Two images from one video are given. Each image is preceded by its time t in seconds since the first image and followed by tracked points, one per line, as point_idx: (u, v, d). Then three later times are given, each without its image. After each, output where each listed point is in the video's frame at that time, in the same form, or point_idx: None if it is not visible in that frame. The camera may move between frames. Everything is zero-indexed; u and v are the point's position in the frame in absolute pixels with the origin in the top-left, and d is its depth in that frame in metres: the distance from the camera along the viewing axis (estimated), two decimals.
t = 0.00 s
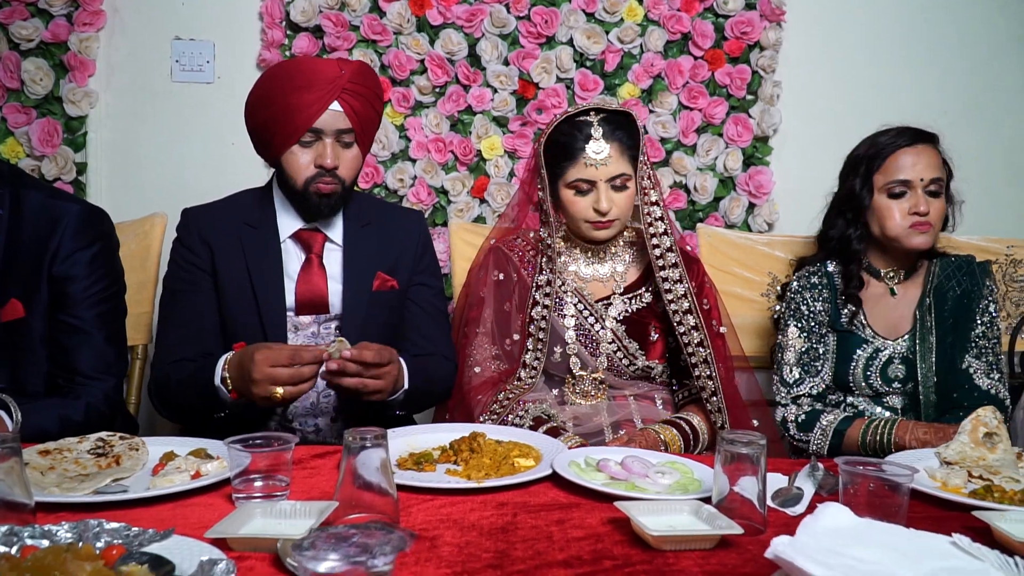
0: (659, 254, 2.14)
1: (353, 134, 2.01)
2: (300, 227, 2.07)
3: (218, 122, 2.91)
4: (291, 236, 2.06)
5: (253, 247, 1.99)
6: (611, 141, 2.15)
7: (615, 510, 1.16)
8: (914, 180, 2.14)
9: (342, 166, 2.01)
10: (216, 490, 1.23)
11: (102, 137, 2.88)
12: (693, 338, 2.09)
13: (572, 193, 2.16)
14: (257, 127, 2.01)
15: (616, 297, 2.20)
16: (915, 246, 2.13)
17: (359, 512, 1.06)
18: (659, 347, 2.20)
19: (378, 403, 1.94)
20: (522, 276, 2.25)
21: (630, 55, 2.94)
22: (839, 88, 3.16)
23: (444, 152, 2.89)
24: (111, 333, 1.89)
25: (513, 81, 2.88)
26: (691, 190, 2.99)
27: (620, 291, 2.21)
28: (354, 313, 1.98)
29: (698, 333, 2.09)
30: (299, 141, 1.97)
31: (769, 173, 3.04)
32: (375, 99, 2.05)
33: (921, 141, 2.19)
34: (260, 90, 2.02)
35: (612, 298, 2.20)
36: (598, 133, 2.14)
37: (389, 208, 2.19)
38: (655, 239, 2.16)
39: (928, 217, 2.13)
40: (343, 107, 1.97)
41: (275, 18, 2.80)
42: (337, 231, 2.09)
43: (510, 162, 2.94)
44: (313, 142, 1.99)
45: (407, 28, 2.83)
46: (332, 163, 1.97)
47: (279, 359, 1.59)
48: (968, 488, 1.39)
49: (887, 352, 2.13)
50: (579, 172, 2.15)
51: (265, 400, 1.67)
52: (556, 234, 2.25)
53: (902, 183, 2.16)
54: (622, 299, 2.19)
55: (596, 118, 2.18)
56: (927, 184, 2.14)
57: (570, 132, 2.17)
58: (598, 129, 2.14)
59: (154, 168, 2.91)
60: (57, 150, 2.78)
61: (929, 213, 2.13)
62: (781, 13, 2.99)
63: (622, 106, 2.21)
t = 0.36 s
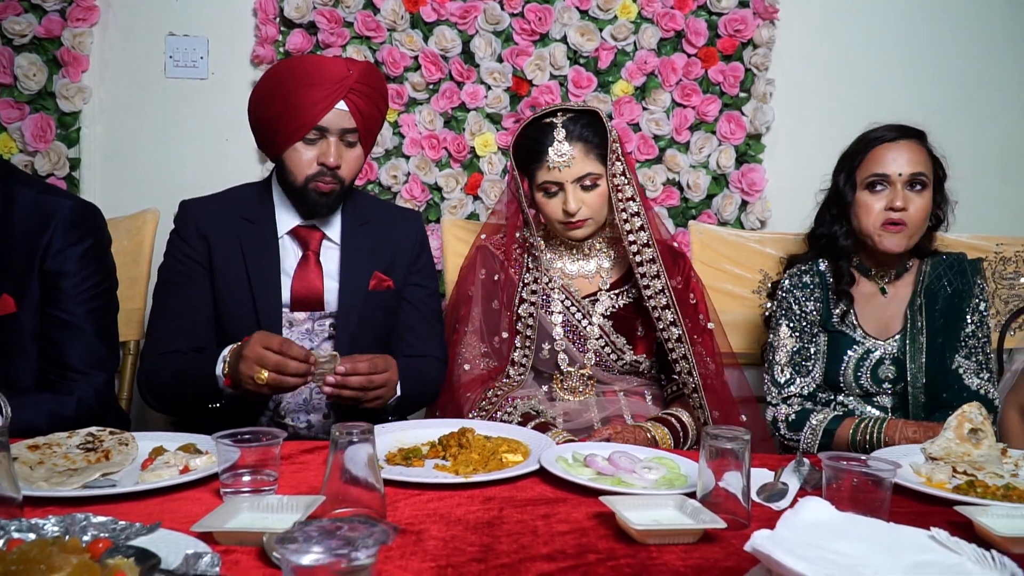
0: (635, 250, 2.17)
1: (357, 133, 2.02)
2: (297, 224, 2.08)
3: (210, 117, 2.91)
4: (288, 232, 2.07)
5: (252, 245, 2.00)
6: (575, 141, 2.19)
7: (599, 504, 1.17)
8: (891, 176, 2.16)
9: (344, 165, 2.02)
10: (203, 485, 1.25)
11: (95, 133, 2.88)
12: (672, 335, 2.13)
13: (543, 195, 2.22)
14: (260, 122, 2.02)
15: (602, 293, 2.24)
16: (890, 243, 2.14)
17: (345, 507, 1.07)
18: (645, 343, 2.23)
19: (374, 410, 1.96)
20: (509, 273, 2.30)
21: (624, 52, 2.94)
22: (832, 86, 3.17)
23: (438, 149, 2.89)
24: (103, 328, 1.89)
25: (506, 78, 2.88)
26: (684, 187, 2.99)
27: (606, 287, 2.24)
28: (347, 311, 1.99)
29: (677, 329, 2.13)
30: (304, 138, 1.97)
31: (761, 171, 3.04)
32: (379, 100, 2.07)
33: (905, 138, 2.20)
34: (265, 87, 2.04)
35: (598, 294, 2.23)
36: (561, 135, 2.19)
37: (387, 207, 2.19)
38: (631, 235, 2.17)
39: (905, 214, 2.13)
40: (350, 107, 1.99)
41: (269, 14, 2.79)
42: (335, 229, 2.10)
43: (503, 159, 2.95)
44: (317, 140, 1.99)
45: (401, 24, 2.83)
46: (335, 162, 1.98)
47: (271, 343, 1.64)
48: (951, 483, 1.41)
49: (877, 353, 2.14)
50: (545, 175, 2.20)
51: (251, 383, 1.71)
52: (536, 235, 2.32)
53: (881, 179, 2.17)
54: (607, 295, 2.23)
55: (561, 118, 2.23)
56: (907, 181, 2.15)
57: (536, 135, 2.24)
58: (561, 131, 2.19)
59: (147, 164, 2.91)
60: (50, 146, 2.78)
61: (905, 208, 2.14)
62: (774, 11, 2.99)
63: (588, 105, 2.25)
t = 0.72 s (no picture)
0: (615, 246, 2.18)
1: (359, 131, 2.03)
2: (296, 221, 2.08)
3: (205, 114, 2.91)
4: (287, 229, 2.07)
5: (250, 241, 2.00)
6: (549, 143, 2.22)
7: (586, 500, 1.18)
8: (869, 173, 2.16)
9: (345, 163, 2.03)
10: (195, 481, 1.26)
11: (90, 129, 2.88)
12: (655, 330, 2.16)
13: (523, 197, 2.26)
14: (262, 118, 2.03)
15: (590, 290, 2.26)
16: (869, 241, 2.14)
17: (336, 503, 1.07)
18: (635, 338, 2.27)
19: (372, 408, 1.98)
20: (497, 272, 2.34)
21: (618, 50, 2.94)
22: (826, 85, 3.17)
23: (432, 146, 2.89)
24: (97, 323, 1.90)
25: (501, 76, 2.88)
26: (678, 185, 3.00)
27: (594, 285, 2.27)
28: (342, 309, 1.99)
29: (659, 324, 2.16)
30: (306, 136, 1.98)
31: (755, 169, 3.03)
32: (381, 99, 2.07)
33: (886, 135, 2.19)
34: (266, 84, 2.04)
35: (587, 292, 2.25)
36: (535, 138, 2.22)
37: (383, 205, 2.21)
38: (611, 232, 2.18)
39: (883, 210, 2.13)
40: (352, 105, 1.99)
41: (263, 11, 2.79)
42: (333, 227, 2.11)
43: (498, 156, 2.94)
44: (319, 138, 2.00)
45: (396, 21, 2.82)
46: (337, 160, 1.99)
47: (283, 335, 1.63)
48: (940, 480, 1.44)
49: (865, 352, 2.14)
50: (524, 178, 2.24)
51: (255, 373, 1.69)
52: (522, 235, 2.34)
53: (861, 176, 2.17)
54: (596, 292, 2.25)
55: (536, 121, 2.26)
56: (886, 177, 2.15)
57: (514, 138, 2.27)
58: (535, 133, 2.23)
59: (142, 160, 2.91)
60: (45, 142, 2.77)
61: (884, 205, 2.13)
62: (768, 10, 2.98)
63: (562, 105, 2.28)
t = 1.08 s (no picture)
0: (607, 245, 2.38)
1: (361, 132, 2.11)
2: (295, 218, 2.14)
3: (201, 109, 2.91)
4: (284, 227, 2.13)
5: (247, 240, 2.11)
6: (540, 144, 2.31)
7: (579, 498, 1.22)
8: (853, 178, 2.20)
9: (348, 162, 2.12)
10: (186, 480, 1.33)
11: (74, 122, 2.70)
12: (645, 329, 2.34)
13: (515, 197, 2.38)
14: (259, 117, 2.00)
15: (583, 289, 2.44)
16: (856, 244, 2.20)
17: (332, 501, 1.14)
18: (627, 337, 2.38)
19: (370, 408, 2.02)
20: (490, 271, 2.47)
21: (614, 48, 2.96)
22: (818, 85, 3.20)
23: (429, 145, 2.87)
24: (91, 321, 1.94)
25: (496, 75, 2.76)
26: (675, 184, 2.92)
27: (586, 283, 2.45)
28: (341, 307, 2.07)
29: (649, 324, 2.34)
30: (310, 136, 2.04)
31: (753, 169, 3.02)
32: (382, 105, 2.19)
33: (874, 139, 2.07)
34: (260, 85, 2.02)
35: (580, 290, 2.44)
36: (525, 140, 2.31)
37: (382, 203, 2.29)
38: (602, 231, 2.37)
39: (869, 215, 2.18)
40: (355, 106, 2.09)
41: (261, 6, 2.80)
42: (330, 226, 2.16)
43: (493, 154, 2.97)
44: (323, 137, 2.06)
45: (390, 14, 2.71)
46: (341, 159, 2.09)
47: (281, 337, 1.95)
48: (931, 479, 1.48)
49: (857, 351, 2.22)
50: (518, 179, 2.35)
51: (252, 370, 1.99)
52: (515, 234, 2.49)
53: (847, 181, 2.20)
54: (589, 291, 2.44)
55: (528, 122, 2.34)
56: (870, 182, 2.19)
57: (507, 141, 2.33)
58: (528, 134, 2.31)
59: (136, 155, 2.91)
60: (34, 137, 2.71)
61: (871, 210, 2.18)
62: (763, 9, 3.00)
63: (552, 106, 2.38)
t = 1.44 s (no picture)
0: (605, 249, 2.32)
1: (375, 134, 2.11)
2: (305, 216, 2.14)
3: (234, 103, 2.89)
4: (295, 224, 2.14)
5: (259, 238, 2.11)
6: (542, 144, 2.22)
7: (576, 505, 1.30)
8: (845, 180, 2.12)
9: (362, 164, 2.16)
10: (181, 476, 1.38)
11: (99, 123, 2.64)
12: (640, 330, 2.27)
13: (513, 197, 2.28)
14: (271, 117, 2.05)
15: (581, 288, 2.32)
16: (846, 246, 2.16)
17: (326, 500, 1.25)
18: (625, 337, 2.27)
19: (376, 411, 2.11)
20: (488, 269, 2.35)
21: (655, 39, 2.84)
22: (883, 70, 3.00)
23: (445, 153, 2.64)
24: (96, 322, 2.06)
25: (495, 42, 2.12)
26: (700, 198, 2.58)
27: (584, 282, 2.33)
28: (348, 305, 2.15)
29: (644, 325, 2.27)
30: (324, 137, 2.09)
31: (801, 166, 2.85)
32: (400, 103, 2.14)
33: (867, 142, 2.02)
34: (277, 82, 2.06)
35: (578, 289, 2.32)
36: (527, 140, 2.21)
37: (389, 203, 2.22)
38: (602, 233, 2.32)
39: (864, 218, 2.14)
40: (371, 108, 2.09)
41: None
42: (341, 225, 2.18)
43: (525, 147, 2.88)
44: (338, 139, 2.10)
45: None
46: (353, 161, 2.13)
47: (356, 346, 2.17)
48: (925, 478, 1.48)
49: (852, 349, 2.17)
50: (516, 179, 2.25)
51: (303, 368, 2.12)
52: (513, 233, 2.35)
53: (840, 184, 2.12)
54: (588, 290, 2.32)
55: (530, 121, 2.21)
56: (862, 185, 2.11)
57: (504, 137, 2.21)
58: (529, 134, 2.21)
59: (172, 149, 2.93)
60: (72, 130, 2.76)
61: (864, 213, 2.13)
62: None
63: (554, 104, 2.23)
